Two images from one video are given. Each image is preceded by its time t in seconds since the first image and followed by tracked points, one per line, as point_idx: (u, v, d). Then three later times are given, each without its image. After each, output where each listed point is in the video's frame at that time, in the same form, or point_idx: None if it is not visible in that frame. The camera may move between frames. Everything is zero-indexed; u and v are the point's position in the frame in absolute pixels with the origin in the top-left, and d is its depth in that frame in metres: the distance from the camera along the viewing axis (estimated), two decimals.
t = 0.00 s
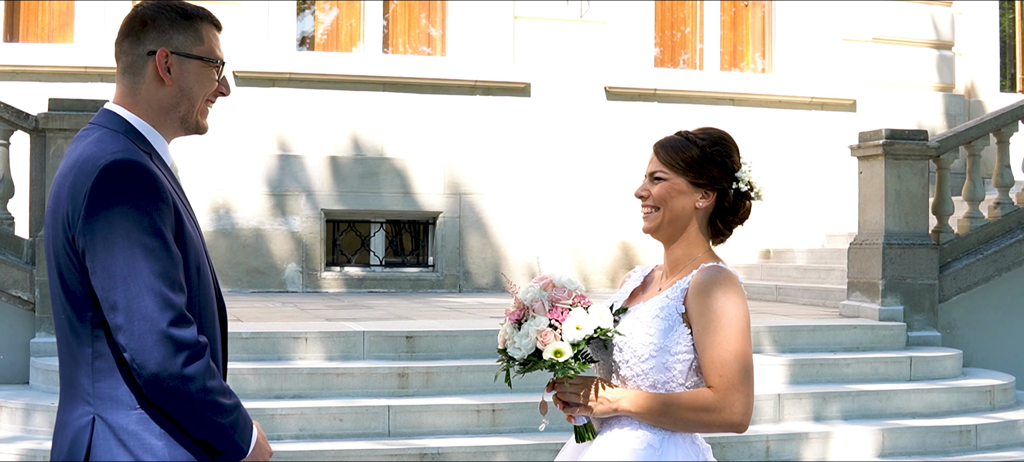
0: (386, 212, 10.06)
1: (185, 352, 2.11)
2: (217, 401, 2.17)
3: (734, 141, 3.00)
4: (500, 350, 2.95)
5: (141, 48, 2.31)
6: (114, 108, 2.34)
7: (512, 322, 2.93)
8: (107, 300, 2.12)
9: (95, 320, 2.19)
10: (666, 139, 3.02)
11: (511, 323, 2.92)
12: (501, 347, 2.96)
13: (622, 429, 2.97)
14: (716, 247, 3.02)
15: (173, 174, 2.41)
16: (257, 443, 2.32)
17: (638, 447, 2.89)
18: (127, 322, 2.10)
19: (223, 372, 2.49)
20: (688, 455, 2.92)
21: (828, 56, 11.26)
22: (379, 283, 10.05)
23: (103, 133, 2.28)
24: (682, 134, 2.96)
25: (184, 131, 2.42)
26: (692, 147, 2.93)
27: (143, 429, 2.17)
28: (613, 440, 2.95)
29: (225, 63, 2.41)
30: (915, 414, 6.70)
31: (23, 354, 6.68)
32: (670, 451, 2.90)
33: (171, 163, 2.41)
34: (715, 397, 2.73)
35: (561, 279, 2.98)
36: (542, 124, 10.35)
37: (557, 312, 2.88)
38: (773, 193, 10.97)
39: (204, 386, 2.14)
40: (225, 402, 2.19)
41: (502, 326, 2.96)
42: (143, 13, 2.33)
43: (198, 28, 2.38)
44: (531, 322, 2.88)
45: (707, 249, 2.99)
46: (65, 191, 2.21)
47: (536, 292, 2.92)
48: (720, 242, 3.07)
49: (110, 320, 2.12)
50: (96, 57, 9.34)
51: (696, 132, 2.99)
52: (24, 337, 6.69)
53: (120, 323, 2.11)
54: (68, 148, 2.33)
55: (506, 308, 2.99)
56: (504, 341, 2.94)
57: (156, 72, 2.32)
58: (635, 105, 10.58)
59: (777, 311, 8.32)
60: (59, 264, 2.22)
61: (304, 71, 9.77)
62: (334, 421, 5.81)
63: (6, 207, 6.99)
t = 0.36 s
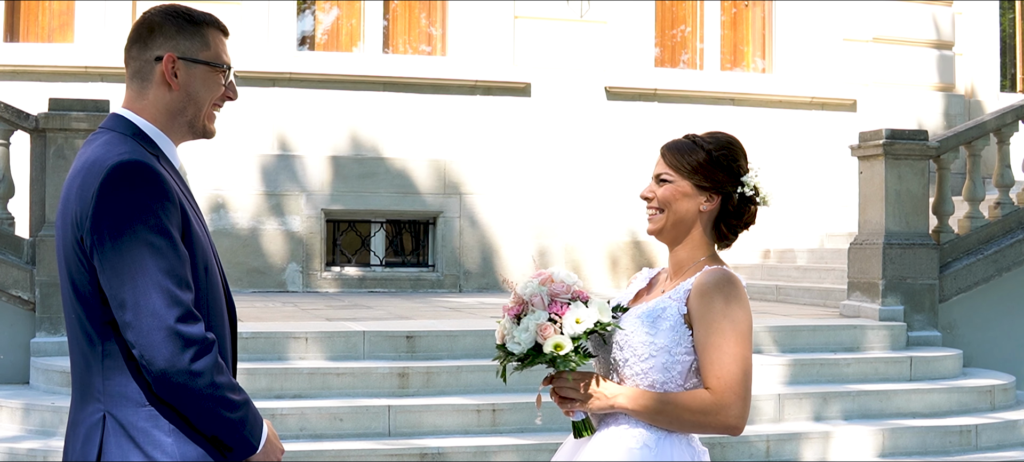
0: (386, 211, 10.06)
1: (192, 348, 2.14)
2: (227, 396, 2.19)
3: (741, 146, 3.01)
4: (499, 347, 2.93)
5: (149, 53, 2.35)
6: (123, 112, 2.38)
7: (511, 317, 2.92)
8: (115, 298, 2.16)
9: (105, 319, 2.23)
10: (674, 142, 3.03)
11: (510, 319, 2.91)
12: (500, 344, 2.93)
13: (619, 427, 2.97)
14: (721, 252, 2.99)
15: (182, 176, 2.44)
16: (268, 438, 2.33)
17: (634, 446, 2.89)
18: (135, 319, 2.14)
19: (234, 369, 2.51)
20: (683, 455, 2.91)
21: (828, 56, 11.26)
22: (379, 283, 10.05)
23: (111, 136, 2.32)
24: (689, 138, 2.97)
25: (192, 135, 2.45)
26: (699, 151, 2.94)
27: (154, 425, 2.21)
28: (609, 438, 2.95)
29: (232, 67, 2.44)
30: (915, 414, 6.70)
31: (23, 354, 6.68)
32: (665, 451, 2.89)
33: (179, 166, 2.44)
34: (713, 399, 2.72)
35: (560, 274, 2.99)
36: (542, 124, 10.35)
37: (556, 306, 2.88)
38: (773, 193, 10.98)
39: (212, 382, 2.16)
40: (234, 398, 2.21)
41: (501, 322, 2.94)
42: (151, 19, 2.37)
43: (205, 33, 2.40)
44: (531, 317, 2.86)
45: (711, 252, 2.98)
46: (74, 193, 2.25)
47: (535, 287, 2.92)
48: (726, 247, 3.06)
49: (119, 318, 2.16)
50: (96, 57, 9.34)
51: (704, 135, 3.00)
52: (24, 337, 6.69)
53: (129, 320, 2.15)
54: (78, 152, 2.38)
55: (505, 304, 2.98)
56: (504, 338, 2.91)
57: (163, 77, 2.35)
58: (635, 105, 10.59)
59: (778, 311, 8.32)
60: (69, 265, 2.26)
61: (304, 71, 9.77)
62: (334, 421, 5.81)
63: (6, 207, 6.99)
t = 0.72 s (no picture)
0: (387, 211, 10.06)
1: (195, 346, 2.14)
2: (229, 396, 2.19)
3: (740, 149, 2.98)
4: (497, 342, 2.95)
5: (158, 56, 2.37)
6: (131, 114, 2.40)
7: (511, 313, 2.94)
8: (120, 297, 2.17)
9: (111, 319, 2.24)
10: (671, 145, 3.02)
11: (509, 315, 2.93)
12: (499, 339, 2.95)
13: (617, 428, 2.97)
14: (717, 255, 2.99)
15: (188, 177, 2.44)
16: (271, 438, 2.34)
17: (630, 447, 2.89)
18: (139, 318, 2.14)
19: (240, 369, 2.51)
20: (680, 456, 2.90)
21: (828, 56, 11.25)
22: (379, 282, 10.06)
23: (117, 137, 2.33)
24: (687, 140, 2.96)
25: (198, 140, 2.46)
26: (695, 155, 2.93)
27: (159, 423, 2.21)
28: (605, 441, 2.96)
29: (240, 74, 2.45)
30: (915, 414, 6.70)
31: (24, 354, 6.68)
32: (662, 454, 2.88)
33: (187, 170, 2.45)
34: (712, 402, 2.75)
35: (562, 272, 2.97)
36: (542, 124, 10.35)
37: (556, 303, 2.89)
38: (774, 193, 10.97)
39: (215, 381, 2.16)
40: (237, 397, 2.21)
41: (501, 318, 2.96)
42: (163, 23, 2.39)
43: (215, 39, 2.42)
44: (530, 313, 2.88)
45: (708, 255, 2.97)
46: (80, 194, 2.26)
47: (535, 284, 2.93)
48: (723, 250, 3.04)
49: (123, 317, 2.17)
50: (96, 57, 9.34)
51: (701, 138, 2.99)
52: (24, 337, 6.68)
53: (133, 319, 2.16)
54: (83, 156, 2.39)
55: (506, 300, 3.00)
56: (502, 333, 2.94)
57: (171, 81, 2.37)
58: (635, 105, 10.59)
59: (778, 311, 8.32)
60: (76, 264, 2.27)
61: (304, 71, 9.78)
62: (335, 420, 5.81)
63: (6, 207, 6.99)
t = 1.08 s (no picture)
0: (387, 211, 10.05)
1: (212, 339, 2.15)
2: (247, 388, 2.20)
3: (720, 143, 2.91)
4: (493, 344, 2.88)
5: (158, 57, 2.38)
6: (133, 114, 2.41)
7: (510, 314, 2.87)
8: (134, 295, 2.16)
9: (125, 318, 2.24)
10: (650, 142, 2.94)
11: (509, 316, 2.86)
12: (495, 340, 2.89)
13: (611, 431, 2.97)
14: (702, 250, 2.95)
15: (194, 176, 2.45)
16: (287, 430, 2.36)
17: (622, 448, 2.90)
18: (153, 314, 2.14)
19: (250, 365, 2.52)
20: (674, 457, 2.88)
21: (828, 56, 11.25)
22: (380, 282, 10.05)
23: (122, 139, 2.34)
24: (666, 139, 2.89)
25: (200, 139, 2.47)
26: (675, 154, 2.85)
27: (178, 418, 2.22)
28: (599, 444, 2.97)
29: (240, 72, 2.45)
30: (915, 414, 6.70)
31: (24, 354, 6.68)
32: (657, 451, 2.88)
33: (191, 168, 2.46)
34: (714, 397, 2.73)
35: (561, 275, 2.94)
36: (542, 124, 10.35)
37: (558, 306, 2.84)
38: (774, 193, 10.98)
39: (233, 374, 2.17)
40: (254, 389, 2.22)
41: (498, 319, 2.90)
42: (162, 24, 2.40)
43: (214, 38, 2.42)
44: (531, 315, 2.82)
45: (693, 251, 2.92)
46: (90, 195, 2.27)
47: (536, 286, 2.88)
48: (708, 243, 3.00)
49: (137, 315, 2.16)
50: (96, 57, 9.35)
51: (681, 135, 2.91)
52: (24, 337, 6.68)
53: (149, 316, 2.15)
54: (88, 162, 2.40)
55: (503, 300, 2.93)
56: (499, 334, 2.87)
57: (171, 81, 2.38)
58: (635, 105, 10.58)
59: (779, 311, 8.32)
60: (87, 265, 2.27)
61: (304, 71, 9.77)
62: (335, 420, 5.81)
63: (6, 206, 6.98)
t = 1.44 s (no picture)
0: (387, 211, 10.05)
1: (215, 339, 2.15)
2: (248, 389, 2.21)
3: (684, 136, 2.91)
4: (473, 340, 2.83)
5: (174, 59, 2.40)
6: (148, 114, 2.44)
7: (490, 309, 2.84)
8: (138, 292, 2.16)
9: (129, 315, 2.24)
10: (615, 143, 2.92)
11: (489, 311, 2.83)
12: (474, 336, 2.84)
13: (596, 430, 2.93)
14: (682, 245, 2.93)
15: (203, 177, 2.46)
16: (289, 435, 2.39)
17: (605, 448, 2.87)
18: (158, 312, 2.14)
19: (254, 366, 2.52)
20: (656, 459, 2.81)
21: (828, 56, 11.25)
22: (380, 282, 10.05)
23: (134, 138, 2.36)
24: (631, 138, 2.87)
25: (213, 142, 2.49)
26: (642, 151, 2.84)
27: (179, 416, 2.22)
28: (584, 444, 2.94)
29: (255, 77, 2.46)
30: (915, 414, 6.70)
31: (24, 353, 6.68)
32: (640, 451, 2.81)
33: (203, 171, 2.48)
34: (700, 395, 2.62)
35: (537, 266, 2.94)
36: (542, 124, 10.35)
37: (538, 298, 2.83)
38: (774, 193, 10.99)
39: (234, 375, 2.17)
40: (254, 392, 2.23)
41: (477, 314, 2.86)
42: (180, 27, 2.42)
43: (231, 42, 2.43)
44: (513, 309, 2.80)
45: (673, 248, 2.90)
46: (99, 192, 2.28)
47: (515, 279, 2.85)
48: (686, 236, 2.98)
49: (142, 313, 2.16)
50: (97, 57, 9.35)
51: (646, 132, 2.90)
52: (25, 337, 6.68)
53: (153, 314, 2.15)
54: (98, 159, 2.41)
55: (480, 296, 2.90)
56: (478, 330, 2.83)
57: (186, 83, 2.40)
58: (635, 105, 10.58)
59: (779, 311, 8.32)
60: (94, 260, 2.28)
61: (305, 70, 9.77)
62: (335, 420, 5.81)
63: (6, 206, 6.98)
